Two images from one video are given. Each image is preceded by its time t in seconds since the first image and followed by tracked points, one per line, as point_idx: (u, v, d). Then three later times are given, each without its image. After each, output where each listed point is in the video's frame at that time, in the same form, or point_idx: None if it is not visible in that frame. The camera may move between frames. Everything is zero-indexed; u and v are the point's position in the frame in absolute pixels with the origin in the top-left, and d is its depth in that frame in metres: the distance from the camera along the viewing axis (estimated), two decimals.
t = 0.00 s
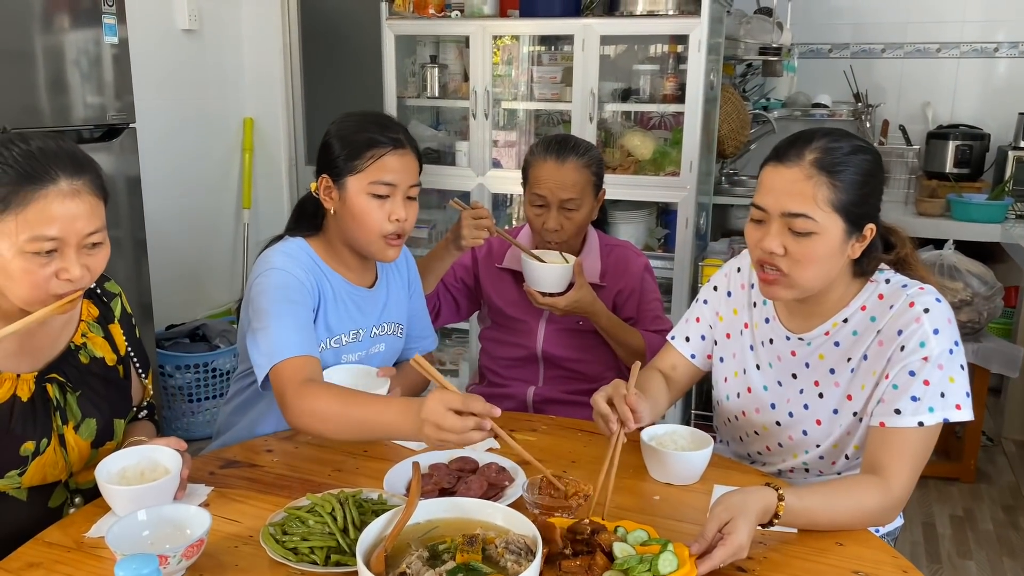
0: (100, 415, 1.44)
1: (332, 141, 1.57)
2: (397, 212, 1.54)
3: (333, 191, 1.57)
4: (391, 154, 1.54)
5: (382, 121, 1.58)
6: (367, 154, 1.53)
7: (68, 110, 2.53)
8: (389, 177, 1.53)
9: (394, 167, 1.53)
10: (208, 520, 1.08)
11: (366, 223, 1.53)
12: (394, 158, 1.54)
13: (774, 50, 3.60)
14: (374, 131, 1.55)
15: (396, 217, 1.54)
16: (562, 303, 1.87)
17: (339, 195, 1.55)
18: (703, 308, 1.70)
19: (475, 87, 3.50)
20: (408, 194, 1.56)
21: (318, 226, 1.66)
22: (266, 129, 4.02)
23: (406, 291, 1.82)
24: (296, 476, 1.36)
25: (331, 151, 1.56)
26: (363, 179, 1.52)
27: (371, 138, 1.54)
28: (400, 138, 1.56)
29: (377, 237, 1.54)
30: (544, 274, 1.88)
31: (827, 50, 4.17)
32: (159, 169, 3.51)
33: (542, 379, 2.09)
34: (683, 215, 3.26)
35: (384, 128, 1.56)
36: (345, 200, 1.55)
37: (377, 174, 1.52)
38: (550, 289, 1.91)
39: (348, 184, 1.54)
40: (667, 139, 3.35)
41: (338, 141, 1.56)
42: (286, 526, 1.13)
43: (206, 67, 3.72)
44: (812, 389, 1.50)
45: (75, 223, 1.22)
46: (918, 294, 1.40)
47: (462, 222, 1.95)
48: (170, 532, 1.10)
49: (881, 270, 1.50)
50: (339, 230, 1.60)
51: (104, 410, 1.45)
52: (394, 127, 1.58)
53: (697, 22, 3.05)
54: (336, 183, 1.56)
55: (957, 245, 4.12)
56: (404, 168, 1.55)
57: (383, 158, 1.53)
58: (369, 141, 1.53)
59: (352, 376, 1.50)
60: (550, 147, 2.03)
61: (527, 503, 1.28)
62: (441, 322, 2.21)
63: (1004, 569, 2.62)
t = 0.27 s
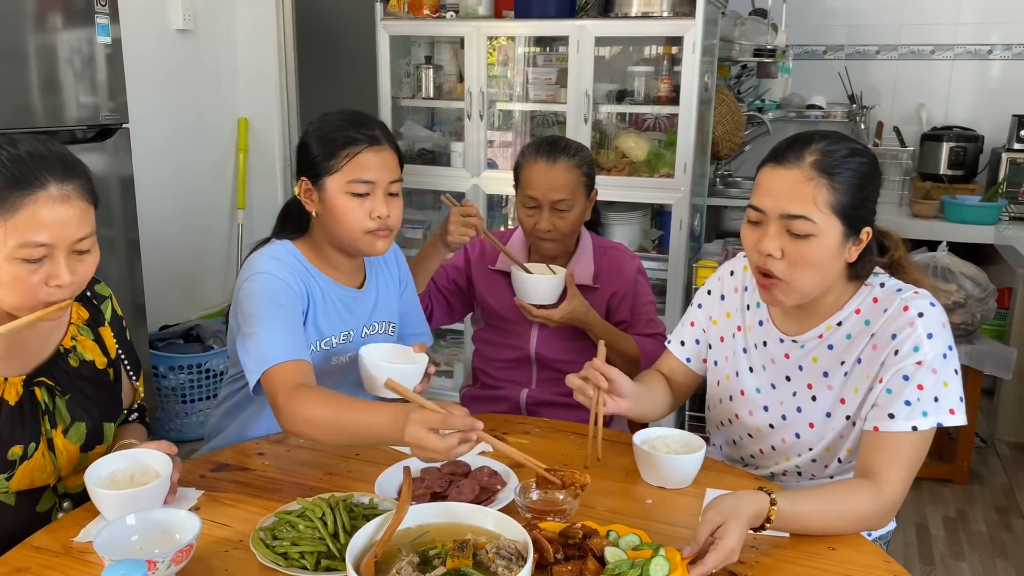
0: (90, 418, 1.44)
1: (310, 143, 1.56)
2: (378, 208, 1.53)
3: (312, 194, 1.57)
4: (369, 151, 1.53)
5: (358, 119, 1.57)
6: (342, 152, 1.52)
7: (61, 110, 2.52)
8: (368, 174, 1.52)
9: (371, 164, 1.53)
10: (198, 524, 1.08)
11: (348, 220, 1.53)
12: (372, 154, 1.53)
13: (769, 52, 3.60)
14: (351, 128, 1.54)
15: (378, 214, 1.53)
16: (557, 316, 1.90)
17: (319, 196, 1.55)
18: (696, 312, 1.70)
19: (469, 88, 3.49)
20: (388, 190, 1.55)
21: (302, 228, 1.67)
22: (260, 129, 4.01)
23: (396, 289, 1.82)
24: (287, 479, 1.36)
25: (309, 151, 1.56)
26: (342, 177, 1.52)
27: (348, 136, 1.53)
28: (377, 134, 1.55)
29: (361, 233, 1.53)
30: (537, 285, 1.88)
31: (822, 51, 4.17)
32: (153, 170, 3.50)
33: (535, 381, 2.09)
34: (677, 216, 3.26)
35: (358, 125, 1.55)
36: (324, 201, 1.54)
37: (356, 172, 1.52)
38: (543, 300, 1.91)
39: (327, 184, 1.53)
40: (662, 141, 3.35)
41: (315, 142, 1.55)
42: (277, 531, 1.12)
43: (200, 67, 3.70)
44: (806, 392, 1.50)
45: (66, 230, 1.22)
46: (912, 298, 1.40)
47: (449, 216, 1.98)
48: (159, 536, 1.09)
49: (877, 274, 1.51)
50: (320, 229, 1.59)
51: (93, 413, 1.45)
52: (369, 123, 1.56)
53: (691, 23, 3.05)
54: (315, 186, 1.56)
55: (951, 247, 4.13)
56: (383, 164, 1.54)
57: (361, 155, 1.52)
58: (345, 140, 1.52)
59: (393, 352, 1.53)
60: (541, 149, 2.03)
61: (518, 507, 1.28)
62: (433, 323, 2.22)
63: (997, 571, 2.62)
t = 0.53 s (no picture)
0: (70, 416, 1.43)
1: (286, 131, 1.55)
2: (355, 198, 1.52)
3: (289, 183, 1.57)
4: (346, 140, 1.52)
5: (333, 108, 1.56)
6: (319, 141, 1.51)
7: (45, 106, 2.49)
8: (344, 164, 1.51)
9: (348, 153, 1.52)
10: (178, 522, 1.07)
11: (326, 210, 1.52)
12: (347, 142, 1.52)
13: (757, 50, 3.61)
14: (326, 117, 1.53)
15: (355, 204, 1.52)
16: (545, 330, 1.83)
17: (296, 185, 1.54)
18: (687, 312, 1.72)
19: (458, 84, 3.48)
20: (365, 179, 1.54)
21: (281, 219, 1.65)
22: (247, 125, 3.99)
23: (382, 281, 1.81)
24: (270, 477, 1.35)
25: (285, 139, 1.55)
26: (317, 167, 1.51)
27: (323, 125, 1.52)
28: (353, 123, 1.54)
29: (340, 224, 1.53)
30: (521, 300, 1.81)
31: (811, 50, 4.18)
32: (139, 167, 3.48)
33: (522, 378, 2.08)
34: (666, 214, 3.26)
35: (334, 115, 1.54)
36: (301, 189, 1.53)
37: (331, 161, 1.51)
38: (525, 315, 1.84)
39: (303, 173, 1.52)
40: (650, 138, 3.35)
41: (291, 131, 1.54)
42: (258, 528, 1.11)
43: (187, 62, 3.68)
44: (787, 387, 1.50)
45: (47, 231, 1.21)
46: (893, 294, 1.40)
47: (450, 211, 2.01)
48: (138, 535, 1.08)
49: (858, 268, 1.51)
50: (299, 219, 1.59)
51: (74, 411, 1.44)
52: (346, 114, 1.55)
53: (680, 21, 3.05)
54: (290, 175, 1.55)
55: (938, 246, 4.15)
56: (359, 153, 1.53)
57: (338, 144, 1.51)
58: (320, 128, 1.52)
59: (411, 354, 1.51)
60: (527, 147, 2.03)
61: (503, 505, 1.27)
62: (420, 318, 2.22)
63: (982, 567, 2.64)
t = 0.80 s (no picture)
0: (49, 412, 1.41)
1: (266, 115, 1.55)
2: (330, 181, 1.50)
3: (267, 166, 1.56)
4: (325, 124, 1.52)
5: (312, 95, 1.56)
6: (297, 123, 1.51)
7: (26, 99, 2.46)
8: (321, 146, 1.50)
9: (326, 137, 1.51)
10: (157, 518, 1.05)
11: (300, 192, 1.50)
12: (325, 126, 1.52)
13: (744, 46, 3.62)
14: (303, 102, 1.53)
15: (330, 186, 1.50)
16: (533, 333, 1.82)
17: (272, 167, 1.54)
18: (674, 306, 1.74)
19: (445, 79, 3.46)
20: (341, 165, 1.52)
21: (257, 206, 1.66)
22: (232, 119, 3.96)
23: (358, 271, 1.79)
24: (252, 472, 1.34)
25: (265, 122, 1.55)
26: (294, 147, 1.50)
27: (301, 109, 1.52)
28: (331, 109, 1.55)
29: (313, 208, 1.51)
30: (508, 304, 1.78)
31: (797, 47, 4.20)
32: (122, 161, 3.44)
33: (507, 373, 2.07)
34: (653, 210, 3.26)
35: (314, 100, 1.54)
36: (277, 172, 1.52)
37: (308, 143, 1.50)
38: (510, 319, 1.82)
39: (279, 153, 1.52)
40: (637, 134, 3.35)
41: (271, 114, 1.55)
42: (238, 523, 1.10)
43: (172, 56, 3.65)
44: (766, 378, 1.50)
45: (30, 224, 1.19)
46: (871, 286, 1.40)
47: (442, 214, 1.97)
48: (116, 531, 1.07)
49: (838, 260, 1.51)
50: (276, 203, 1.58)
51: (53, 407, 1.42)
52: (325, 100, 1.56)
53: (667, 17, 3.05)
54: (268, 159, 1.55)
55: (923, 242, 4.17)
56: (337, 138, 1.52)
57: (316, 127, 1.51)
58: (298, 112, 1.52)
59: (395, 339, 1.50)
60: (515, 141, 2.02)
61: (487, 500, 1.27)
62: (405, 312, 2.21)
63: (965, 562, 2.66)
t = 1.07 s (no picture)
0: (34, 410, 1.40)
1: (237, 106, 1.55)
2: (288, 182, 1.50)
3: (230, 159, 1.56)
4: (291, 126, 1.52)
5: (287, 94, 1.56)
6: (263, 121, 1.51)
7: (11, 93, 2.44)
8: (285, 147, 1.50)
9: (293, 139, 1.51)
10: (143, 516, 1.05)
11: (258, 191, 1.50)
12: (290, 126, 1.52)
13: (733, 42, 3.63)
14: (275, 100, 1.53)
15: (287, 187, 1.50)
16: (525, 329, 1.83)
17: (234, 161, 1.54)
18: (662, 302, 1.74)
19: (433, 74, 3.45)
20: (301, 166, 1.52)
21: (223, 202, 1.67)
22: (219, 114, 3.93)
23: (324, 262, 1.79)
24: (239, 470, 1.33)
25: (236, 115, 1.55)
26: (257, 144, 1.50)
27: (270, 107, 1.52)
28: (301, 112, 1.55)
29: (267, 208, 1.51)
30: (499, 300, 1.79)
31: (785, 43, 4.20)
32: (108, 156, 3.41)
33: (496, 370, 2.07)
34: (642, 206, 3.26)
35: (285, 100, 1.54)
36: (239, 166, 1.52)
37: (272, 142, 1.50)
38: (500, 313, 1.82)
39: (243, 147, 1.52)
40: (626, 130, 3.35)
41: (242, 107, 1.54)
42: (225, 521, 1.10)
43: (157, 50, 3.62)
44: (750, 372, 1.51)
45: (18, 219, 1.17)
46: (853, 280, 1.41)
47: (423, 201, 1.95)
48: (103, 529, 1.06)
49: (819, 254, 1.52)
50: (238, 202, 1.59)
51: (39, 405, 1.41)
52: (296, 101, 1.56)
53: (655, 13, 3.05)
54: (233, 152, 1.54)
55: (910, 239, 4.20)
56: (302, 141, 1.52)
57: (282, 128, 1.51)
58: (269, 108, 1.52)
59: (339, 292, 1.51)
60: (505, 138, 2.01)
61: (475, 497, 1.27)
62: (392, 308, 2.21)
63: (952, 556, 2.68)
